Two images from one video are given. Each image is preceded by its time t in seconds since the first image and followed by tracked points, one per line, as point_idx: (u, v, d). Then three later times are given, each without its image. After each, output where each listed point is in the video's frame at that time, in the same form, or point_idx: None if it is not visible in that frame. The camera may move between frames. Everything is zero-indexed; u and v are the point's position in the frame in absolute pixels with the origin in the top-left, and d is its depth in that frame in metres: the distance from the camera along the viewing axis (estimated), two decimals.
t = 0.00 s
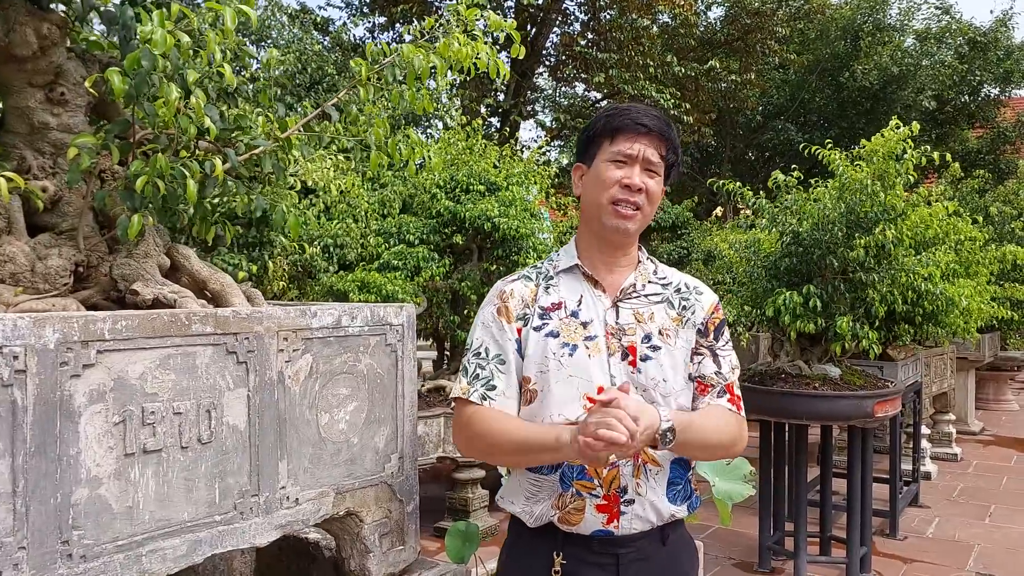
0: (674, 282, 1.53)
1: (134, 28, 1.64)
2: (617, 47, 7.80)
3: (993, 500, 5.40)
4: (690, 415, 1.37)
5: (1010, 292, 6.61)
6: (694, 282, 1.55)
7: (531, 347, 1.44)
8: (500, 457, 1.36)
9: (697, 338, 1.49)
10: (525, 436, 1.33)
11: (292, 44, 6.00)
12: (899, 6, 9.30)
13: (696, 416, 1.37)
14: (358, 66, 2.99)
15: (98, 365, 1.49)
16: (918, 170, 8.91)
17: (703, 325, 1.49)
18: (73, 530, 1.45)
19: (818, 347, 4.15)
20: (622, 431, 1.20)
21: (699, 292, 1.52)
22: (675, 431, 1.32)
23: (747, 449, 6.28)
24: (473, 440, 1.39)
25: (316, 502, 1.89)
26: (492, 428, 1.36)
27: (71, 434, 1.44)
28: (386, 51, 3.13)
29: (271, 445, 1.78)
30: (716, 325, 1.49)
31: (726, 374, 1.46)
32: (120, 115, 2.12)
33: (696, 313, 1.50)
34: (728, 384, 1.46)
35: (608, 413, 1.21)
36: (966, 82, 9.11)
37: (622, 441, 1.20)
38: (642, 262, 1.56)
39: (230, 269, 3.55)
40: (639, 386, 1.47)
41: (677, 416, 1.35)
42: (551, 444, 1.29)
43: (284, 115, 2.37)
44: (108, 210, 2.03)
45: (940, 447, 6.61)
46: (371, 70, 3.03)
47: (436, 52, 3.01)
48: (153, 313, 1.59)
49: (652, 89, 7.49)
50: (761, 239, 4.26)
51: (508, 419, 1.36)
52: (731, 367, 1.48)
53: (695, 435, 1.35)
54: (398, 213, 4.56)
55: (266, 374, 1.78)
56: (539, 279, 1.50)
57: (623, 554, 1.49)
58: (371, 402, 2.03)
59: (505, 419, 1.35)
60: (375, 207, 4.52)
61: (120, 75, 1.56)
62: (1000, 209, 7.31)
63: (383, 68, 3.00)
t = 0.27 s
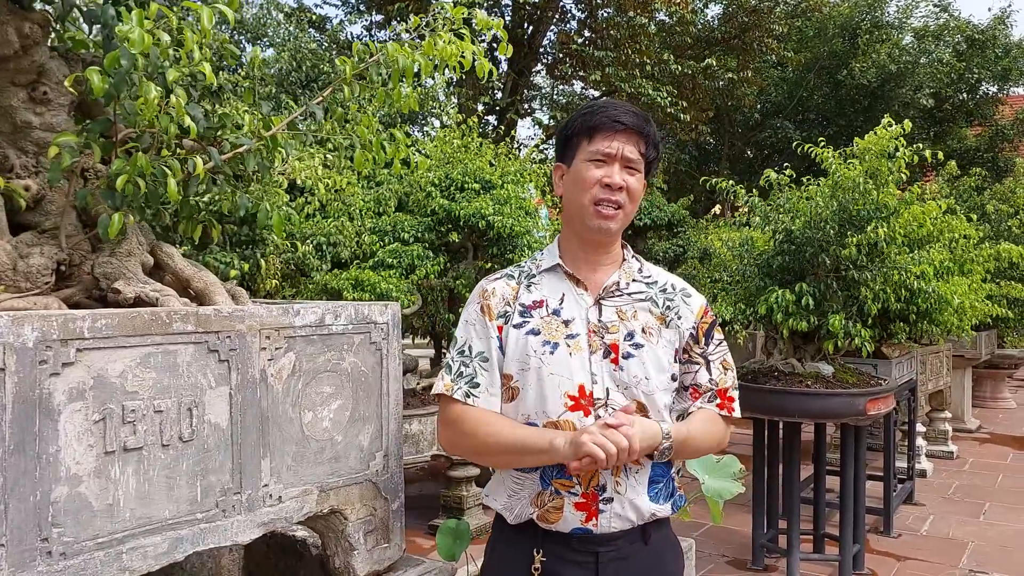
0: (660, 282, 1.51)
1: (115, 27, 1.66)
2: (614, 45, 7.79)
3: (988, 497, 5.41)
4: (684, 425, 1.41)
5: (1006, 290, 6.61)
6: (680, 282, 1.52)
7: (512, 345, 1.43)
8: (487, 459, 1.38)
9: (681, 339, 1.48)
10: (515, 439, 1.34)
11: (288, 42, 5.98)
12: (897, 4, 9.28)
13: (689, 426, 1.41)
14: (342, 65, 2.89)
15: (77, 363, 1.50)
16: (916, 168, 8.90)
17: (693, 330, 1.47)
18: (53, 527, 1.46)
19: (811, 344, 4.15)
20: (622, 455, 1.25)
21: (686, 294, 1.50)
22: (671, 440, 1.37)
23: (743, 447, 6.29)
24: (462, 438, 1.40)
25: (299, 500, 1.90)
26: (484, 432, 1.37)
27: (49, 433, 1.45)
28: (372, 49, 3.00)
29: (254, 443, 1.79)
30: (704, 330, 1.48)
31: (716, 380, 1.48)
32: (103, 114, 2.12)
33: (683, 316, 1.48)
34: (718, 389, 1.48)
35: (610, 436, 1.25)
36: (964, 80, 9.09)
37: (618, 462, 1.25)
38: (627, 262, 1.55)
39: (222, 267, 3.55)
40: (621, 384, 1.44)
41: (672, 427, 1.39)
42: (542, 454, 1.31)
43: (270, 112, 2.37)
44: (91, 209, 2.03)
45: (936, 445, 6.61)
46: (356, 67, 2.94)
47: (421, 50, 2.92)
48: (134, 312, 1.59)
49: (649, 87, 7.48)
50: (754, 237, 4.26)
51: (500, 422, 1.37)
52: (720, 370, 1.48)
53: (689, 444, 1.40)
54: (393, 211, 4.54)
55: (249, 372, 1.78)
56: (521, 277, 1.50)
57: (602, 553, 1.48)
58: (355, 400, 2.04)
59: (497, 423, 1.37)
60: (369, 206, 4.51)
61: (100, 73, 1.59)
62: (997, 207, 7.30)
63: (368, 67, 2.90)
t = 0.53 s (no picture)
0: (646, 279, 1.51)
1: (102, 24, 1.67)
2: (611, 43, 7.78)
3: (983, 495, 5.41)
4: (668, 421, 1.43)
5: (1003, 288, 6.61)
6: (667, 281, 1.53)
7: (500, 343, 1.43)
8: (477, 460, 1.37)
9: (669, 335, 1.48)
10: (504, 443, 1.33)
11: (284, 40, 5.97)
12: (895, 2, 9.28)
13: (673, 424, 1.43)
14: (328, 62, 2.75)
15: (62, 360, 1.51)
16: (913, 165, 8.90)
17: (682, 327, 1.49)
18: (38, 523, 1.46)
19: (805, 342, 4.15)
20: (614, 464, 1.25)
21: (672, 291, 1.51)
22: (655, 439, 1.38)
23: (739, 445, 6.29)
24: (452, 439, 1.39)
25: (286, 496, 1.91)
26: (474, 433, 1.36)
27: (34, 429, 1.45)
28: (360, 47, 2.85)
29: (240, 440, 1.80)
30: (691, 329, 1.49)
31: (702, 377, 1.50)
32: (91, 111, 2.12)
33: (670, 313, 1.49)
34: (706, 387, 1.50)
35: (602, 446, 1.25)
36: (962, 78, 9.08)
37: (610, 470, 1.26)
38: (614, 259, 1.55)
39: (216, 265, 3.56)
40: (608, 381, 1.44)
41: (656, 424, 1.40)
42: (531, 459, 1.30)
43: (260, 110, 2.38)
44: (78, 207, 2.04)
45: (932, 443, 6.62)
46: (341, 67, 2.79)
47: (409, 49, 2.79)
48: (119, 309, 1.60)
49: (646, 85, 7.48)
50: (748, 235, 4.26)
51: (489, 423, 1.36)
52: (706, 368, 1.50)
53: (673, 443, 1.41)
54: (389, 208, 4.54)
55: (235, 369, 1.79)
56: (508, 275, 1.49)
57: (592, 550, 1.46)
58: (343, 396, 2.05)
59: (487, 426, 1.36)
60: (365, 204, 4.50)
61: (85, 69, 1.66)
62: (994, 204, 7.30)
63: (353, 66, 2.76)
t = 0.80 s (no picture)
0: (634, 274, 1.51)
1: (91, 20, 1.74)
2: (609, 40, 7.72)
3: (980, 492, 5.40)
4: (655, 416, 1.44)
5: (1001, 285, 6.60)
6: (655, 277, 1.53)
7: (489, 342, 1.42)
8: (469, 459, 1.38)
9: (657, 330, 1.48)
10: (495, 441, 1.33)
11: (282, 37, 5.95)
12: None
13: (661, 418, 1.44)
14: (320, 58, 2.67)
15: (52, 355, 1.51)
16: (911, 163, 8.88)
17: (670, 323, 1.50)
18: (28, 518, 1.47)
19: (801, 339, 4.15)
20: (605, 458, 1.25)
21: (660, 287, 1.51)
22: (643, 434, 1.39)
23: (737, 442, 6.30)
24: (444, 439, 1.39)
25: (277, 492, 1.92)
26: (465, 433, 1.37)
27: (23, 424, 1.46)
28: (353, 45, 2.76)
29: (231, 435, 1.81)
30: (678, 323, 1.50)
31: (689, 371, 1.50)
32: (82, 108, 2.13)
33: (657, 309, 1.49)
34: (693, 381, 1.50)
35: (592, 440, 1.25)
36: (961, 75, 9.06)
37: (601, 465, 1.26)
38: (601, 255, 1.55)
39: (211, 262, 3.57)
40: (597, 377, 1.44)
41: (643, 420, 1.42)
42: (522, 456, 1.31)
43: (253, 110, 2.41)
44: (68, 203, 2.04)
45: (930, 440, 6.62)
46: (332, 62, 2.67)
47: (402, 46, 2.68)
48: (109, 304, 1.61)
49: (644, 83, 7.47)
50: (745, 232, 4.27)
51: (480, 423, 1.37)
52: (694, 362, 1.50)
53: (660, 438, 1.42)
54: (386, 206, 4.53)
55: (225, 365, 1.80)
56: (496, 274, 1.49)
57: (582, 545, 1.45)
58: (335, 392, 2.05)
59: (478, 426, 1.36)
60: (363, 201, 4.48)
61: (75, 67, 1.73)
62: (992, 202, 7.28)
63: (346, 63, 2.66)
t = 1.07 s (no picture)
0: (625, 272, 1.51)
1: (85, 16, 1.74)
2: (609, 39, 7.69)
3: (979, 490, 5.40)
4: (644, 413, 1.43)
5: (999, 284, 6.61)
6: (646, 274, 1.53)
7: (480, 341, 1.43)
8: (460, 458, 1.38)
9: (648, 328, 1.47)
10: (484, 439, 1.34)
11: (280, 35, 5.94)
12: None
13: (651, 416, 1.42)
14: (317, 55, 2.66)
15: (47, 352, 1.51)
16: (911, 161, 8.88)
17: (660, 320, 1.47)
18: (23, 515, 1.47)
19: (800, 337, 4.15)
20: (590, 457, 1.25)
21: (651, 285, 1.50)
22: (632, 431, 1.38)
23: (736, 440, 6.30)
24: (435, 439, 1.40)
25: (273, 489, 1.92)
26: (455, 432, 1.37)
27: (18, 421, 1.46)
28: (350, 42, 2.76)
29: (227, 432, 1.81)
30: (669, 320, 1.48)
31: (682, 369, 1.49)
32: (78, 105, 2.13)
33: (648, 306, 1.47)
34: (685, 378, 1.49)
35: (577, 438, 1.24)
36: (961, 74, 9.05)
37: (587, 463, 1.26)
38: (592, 253, 1.55)
39: (209, 260, 3.58)
40: (587, 375, 1.44)
41: (632, 417, 1.40)
42: (510, 454, 1.31)
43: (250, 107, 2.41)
44: (64, 200, 2.04)
45: (929, 439, 6.62)
46: (330, 61, 2.66)
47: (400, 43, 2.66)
48: (105, 301, 1.61)
49: (643, 82, 7.47)
50: (743, 231, 4.26)
51: (470, 422, 1.37)
52: (686, 359, 1.49)
53: (650, 435, 1.41)
54: (385, 204, 4.52)
55: (221, 362, 1.80)
56: (486, 273, 1.49)
57: (573, 543, 1.44)
58: (331, 390, 2.05)
59: (467, 425, 1.37)
60: (362, 199, 4.47)
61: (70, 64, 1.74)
62: (991, 201, 7.28)
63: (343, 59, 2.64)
